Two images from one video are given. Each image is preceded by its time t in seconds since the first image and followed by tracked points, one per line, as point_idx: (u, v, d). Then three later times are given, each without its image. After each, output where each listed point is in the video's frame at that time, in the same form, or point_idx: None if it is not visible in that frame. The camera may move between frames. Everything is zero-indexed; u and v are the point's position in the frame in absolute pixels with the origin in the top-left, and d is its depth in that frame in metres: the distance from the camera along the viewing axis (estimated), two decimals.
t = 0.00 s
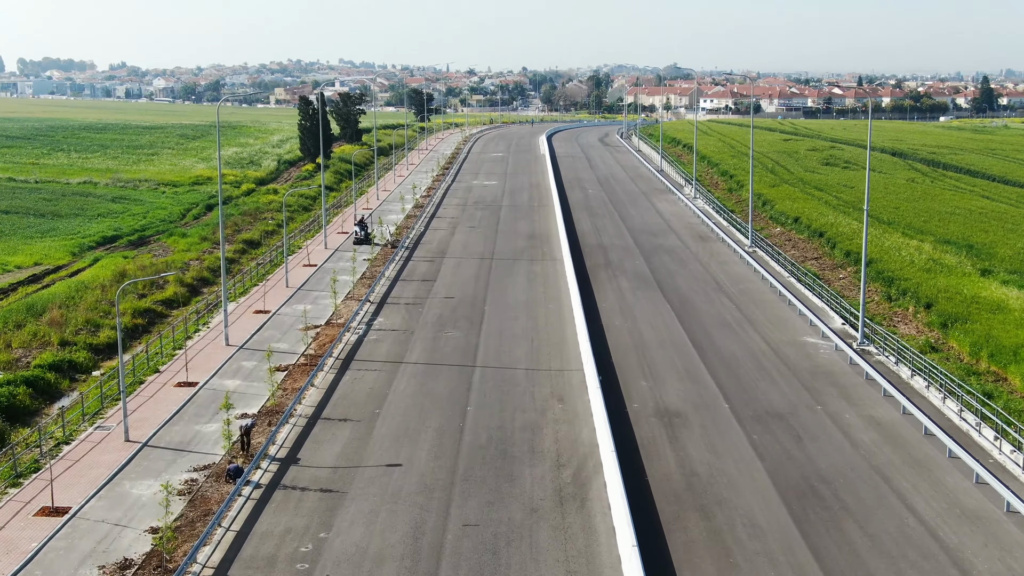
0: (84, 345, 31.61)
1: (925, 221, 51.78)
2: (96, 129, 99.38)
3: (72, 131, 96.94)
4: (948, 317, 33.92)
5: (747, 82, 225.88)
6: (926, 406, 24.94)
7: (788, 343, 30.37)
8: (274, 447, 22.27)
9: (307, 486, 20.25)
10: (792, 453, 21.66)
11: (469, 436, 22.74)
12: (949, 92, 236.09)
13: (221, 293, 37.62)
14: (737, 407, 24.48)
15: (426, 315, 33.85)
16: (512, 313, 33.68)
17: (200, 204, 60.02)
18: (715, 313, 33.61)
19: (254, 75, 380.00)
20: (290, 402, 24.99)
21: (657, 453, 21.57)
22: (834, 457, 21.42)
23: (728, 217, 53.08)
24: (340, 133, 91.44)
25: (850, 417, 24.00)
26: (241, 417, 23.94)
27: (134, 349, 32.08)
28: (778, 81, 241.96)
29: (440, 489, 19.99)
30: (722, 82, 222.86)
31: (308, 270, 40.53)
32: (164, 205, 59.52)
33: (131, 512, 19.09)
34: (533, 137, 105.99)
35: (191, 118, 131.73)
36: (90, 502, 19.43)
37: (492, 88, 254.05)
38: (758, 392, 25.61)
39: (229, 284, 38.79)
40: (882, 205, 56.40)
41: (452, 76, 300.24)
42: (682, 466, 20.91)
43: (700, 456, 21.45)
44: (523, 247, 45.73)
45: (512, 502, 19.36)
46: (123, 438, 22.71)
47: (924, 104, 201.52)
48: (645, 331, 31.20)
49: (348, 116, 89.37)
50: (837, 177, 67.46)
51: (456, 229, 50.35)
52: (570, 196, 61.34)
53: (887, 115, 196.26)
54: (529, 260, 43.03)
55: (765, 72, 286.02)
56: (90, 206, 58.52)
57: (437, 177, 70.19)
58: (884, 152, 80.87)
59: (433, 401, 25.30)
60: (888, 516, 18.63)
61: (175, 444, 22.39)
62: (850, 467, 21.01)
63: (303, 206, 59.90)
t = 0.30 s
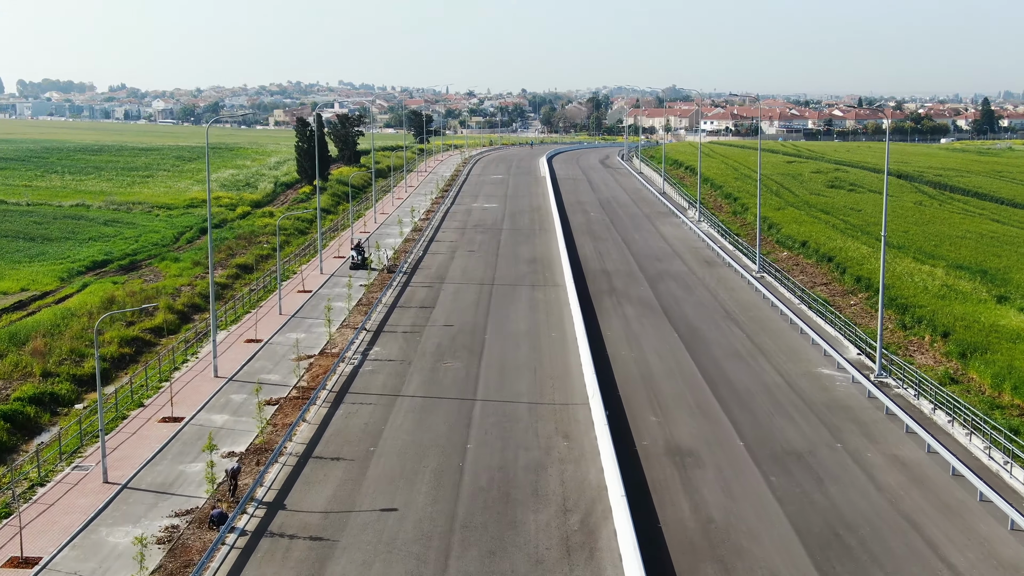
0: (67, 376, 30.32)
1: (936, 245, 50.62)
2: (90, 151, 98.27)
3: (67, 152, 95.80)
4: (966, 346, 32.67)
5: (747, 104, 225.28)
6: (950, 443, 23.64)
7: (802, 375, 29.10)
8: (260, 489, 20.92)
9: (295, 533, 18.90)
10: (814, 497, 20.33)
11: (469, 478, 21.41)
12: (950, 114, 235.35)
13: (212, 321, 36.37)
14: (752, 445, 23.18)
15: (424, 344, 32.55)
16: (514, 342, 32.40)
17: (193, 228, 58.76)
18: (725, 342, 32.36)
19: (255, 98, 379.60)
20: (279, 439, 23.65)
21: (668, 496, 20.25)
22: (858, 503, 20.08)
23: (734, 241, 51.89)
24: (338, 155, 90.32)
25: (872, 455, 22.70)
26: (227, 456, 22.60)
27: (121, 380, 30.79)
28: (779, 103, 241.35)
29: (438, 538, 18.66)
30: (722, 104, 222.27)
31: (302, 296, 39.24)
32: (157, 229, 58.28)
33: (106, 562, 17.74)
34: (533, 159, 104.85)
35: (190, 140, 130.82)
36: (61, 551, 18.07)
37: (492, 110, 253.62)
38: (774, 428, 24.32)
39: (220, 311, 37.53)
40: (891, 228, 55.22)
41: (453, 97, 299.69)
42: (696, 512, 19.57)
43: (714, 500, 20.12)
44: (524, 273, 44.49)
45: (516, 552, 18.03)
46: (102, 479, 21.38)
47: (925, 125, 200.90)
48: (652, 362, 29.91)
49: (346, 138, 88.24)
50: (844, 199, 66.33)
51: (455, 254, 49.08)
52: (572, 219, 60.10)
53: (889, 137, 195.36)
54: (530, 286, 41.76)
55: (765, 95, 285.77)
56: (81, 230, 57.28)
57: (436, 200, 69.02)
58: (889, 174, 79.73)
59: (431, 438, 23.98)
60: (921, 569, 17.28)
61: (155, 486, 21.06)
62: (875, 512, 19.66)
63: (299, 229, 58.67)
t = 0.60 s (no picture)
0: (48, 408, 28.96)
1: (947, 269, 49.37)
2: (86, 173, 97.21)
3: (61, 174, 94.72)
4: (987, 376, 31.37)
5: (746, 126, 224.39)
6: (979, 482, 22.29)
7: (818, 408, 27.77)
8: (246, 535, 19.53)
9: None
10: (839, 544, 18.96)
11: (470, 522, 20.04)
12: (950, 135, 234.27)
13: (202, 349, 35.00)
14: (770, 486, 21.82)
15: (422, 374, 31.19)
16: (515, 372, 31.07)
17: (187, 251, 57.50)
18: (736, 372, 31.03)
19: (254, 121, 378.89)
20: (267, 479, 22.26)
21: (682, 543, 18.88)
22: (889, 551, 18.70)
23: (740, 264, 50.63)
24: (336, 176, 89.14)
25: (898, 497, 21.35)
26: (212, 499, 21.21)
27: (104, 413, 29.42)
28: (778, 124, 240.54)
29: None
30: (722, 126, 221.37)
31: (297, 323, 37.92)
32: (150, 252, 57.05)
33: None
34: (533, 180, 103.67)
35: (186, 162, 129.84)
36: None
37: (491, 131, 252.92)
38: (792, 468, 22.97)
39: (211, 339, 36.17)
40: (900, 252, 54.00)
41: (452, 119, 298.58)
42: (714, 560, 18.21)
43: (732, 547, 18.76)
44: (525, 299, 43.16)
45: None
46: (77, 524, 20.00)
47: (926, 147, 200.18)
48: (661, 394, 28.57)
49: (344, 159, 87.12)
50: (850, 222, 65.14)
51: (454, 278, 47.77)
52: (573, 242, 58.83)
53: (889, 158, 194.27)
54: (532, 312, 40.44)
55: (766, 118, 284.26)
56: (72, 253, 55.99)
57: (435, 222, 67.75)
58: (895, 196, 78.50)
59: (429, 477, 22.62)
60: None
61: (133, 531, 19.67)
62: (906, 561, 18.31)
63: (295, 253, 57.38)
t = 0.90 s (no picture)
0: (26, 442, 27.56)
1: (961, 293, 48.08)
2: (80, 194, 96.05)
3: (55, 195, 93.54)
4: (1011, 407, 30.01)
5: (746, 147, 223.57)
6: (1013, 525, 20.88)
7: (837, 443, 26.39)
8: None
9: None
10: None
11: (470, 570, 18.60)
12: (952, 157, 233.35)
13: (191, 379, 33.62)
14: (790, 529, 20.43)
15: (419, 406, 29.80)
16: (517, 404, 29.67)
17: (179, 274, 56.22)
18: (748, 404, 29.66)
19: (253, 142, 377.77)
20: (252, 521, 20.83)
21: None
22: None
23: (747, 289, 49.36)
24: (334, 198, 87.97)
25: (928, 542, 19.94)
26: (192, 544, 19.77)
27: (86, 447, 28.04)
28: (779, 146, 239.66)
29: None
30: (722, 148, 220.48)
31: (290, 350, 36.55)
32: (141, 275, 55.79)
33: None
34: (533, 202, 102.50)
35: (184, 183, 128.84)
36: None
37: (491, 153, 252.38)
38: (813, 509, 21.57)
39: (201, 368, 34.80)
40: (911, 276, 52.75)
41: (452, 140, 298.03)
42: None
43: None
44: (527, 324, 41.79)
45: None
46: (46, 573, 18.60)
47: (927, 168, 199.72)
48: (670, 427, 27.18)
49: (342, 181, 85.98)
50: (858, 245, 63.91)
51: (453, 303, 46.47)
52: (575, 265, 57.57)
53: (890, 180, 193.20)
54: (534, 338, 39.05)
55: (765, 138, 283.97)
56: (62, 276, 54.71)
57: (434, 245, 66.49)
58: (901, 219, 77.35)
59: (425, 519, 21.20)
60: None
61: None
62: None
63: (290, 276, 56.08)
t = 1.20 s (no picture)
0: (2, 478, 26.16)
1: (974, 318, 46.77)
2: (74, 216, 94.75)
3: (48, 217, 92.23)
4: None
5: (746, 170, 222.54)
6: None
7: (858, 479, 25.02)
8: None
9: None
10: None
11: None
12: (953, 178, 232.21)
13: (178, 409, 32.23)
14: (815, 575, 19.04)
15: (417, 438, 28.40)
16: (519, 436, 28.28)
17: (171, 298, 54.87)
18: (763, 436, 28.30)
19: (252, 164, 376.84)
20: (237, 568, 19.37)
21: None
22: None
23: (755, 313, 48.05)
24: (331, 220, 86.77)
25: None
26: None
27: (65, 483, 26.65)
28: (778, 168, 238.70)
29: None
30: (722, 170, 219.41)
31: (282, 379, 35.16)
32: (132, 299, 54.45)
33: None
34: (533, 224, 101.16)
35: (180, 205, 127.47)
36: None
37: (490, 174, 251.63)
38: (837, 552, 20.20)
39: (188, 398, 33.42)
40: (922, 300, 51.48)
41: (450, 161, 296.96)
42: None
43: None
44: (528, 350, 40.43)
45: None
46: None
47: (927, 190, 198.92)
48: (682, 462, 25.81)
49: (339, 203, 84.82)
50: (865, 268, 62.62)
51: (452, 327, 45.14)
52: (576, 289, 56.24)
53: (891, 202, 192.03)
54: (536, 365, 37.67)
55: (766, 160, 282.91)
56: (50, 300, 53.38)
57: (432, 268, 65.19)
58: (908, 241, 76.04)
59: (424, 565, 19.76)
60: None
61: None
62: None
63: (285, 300, 54.75)
